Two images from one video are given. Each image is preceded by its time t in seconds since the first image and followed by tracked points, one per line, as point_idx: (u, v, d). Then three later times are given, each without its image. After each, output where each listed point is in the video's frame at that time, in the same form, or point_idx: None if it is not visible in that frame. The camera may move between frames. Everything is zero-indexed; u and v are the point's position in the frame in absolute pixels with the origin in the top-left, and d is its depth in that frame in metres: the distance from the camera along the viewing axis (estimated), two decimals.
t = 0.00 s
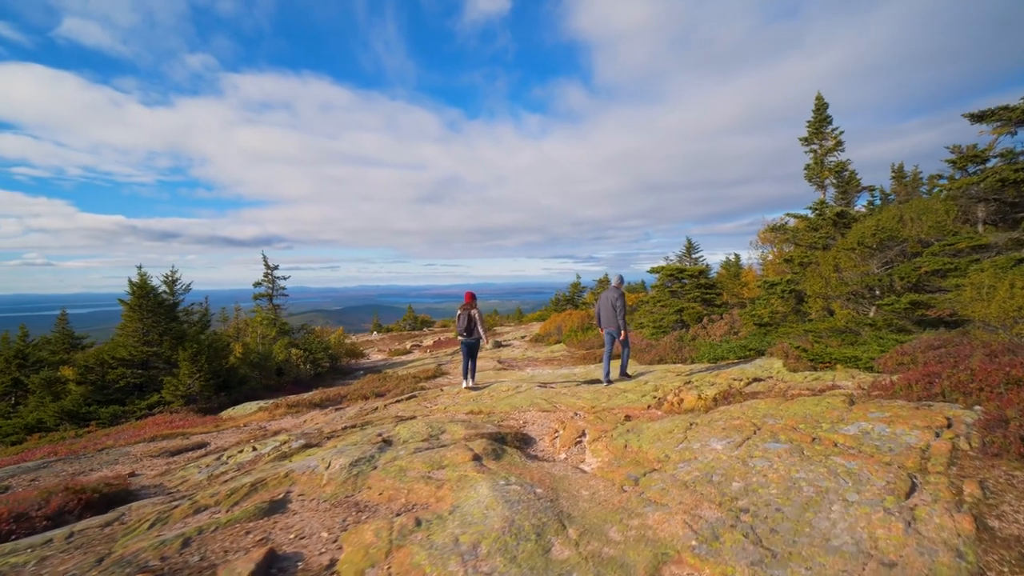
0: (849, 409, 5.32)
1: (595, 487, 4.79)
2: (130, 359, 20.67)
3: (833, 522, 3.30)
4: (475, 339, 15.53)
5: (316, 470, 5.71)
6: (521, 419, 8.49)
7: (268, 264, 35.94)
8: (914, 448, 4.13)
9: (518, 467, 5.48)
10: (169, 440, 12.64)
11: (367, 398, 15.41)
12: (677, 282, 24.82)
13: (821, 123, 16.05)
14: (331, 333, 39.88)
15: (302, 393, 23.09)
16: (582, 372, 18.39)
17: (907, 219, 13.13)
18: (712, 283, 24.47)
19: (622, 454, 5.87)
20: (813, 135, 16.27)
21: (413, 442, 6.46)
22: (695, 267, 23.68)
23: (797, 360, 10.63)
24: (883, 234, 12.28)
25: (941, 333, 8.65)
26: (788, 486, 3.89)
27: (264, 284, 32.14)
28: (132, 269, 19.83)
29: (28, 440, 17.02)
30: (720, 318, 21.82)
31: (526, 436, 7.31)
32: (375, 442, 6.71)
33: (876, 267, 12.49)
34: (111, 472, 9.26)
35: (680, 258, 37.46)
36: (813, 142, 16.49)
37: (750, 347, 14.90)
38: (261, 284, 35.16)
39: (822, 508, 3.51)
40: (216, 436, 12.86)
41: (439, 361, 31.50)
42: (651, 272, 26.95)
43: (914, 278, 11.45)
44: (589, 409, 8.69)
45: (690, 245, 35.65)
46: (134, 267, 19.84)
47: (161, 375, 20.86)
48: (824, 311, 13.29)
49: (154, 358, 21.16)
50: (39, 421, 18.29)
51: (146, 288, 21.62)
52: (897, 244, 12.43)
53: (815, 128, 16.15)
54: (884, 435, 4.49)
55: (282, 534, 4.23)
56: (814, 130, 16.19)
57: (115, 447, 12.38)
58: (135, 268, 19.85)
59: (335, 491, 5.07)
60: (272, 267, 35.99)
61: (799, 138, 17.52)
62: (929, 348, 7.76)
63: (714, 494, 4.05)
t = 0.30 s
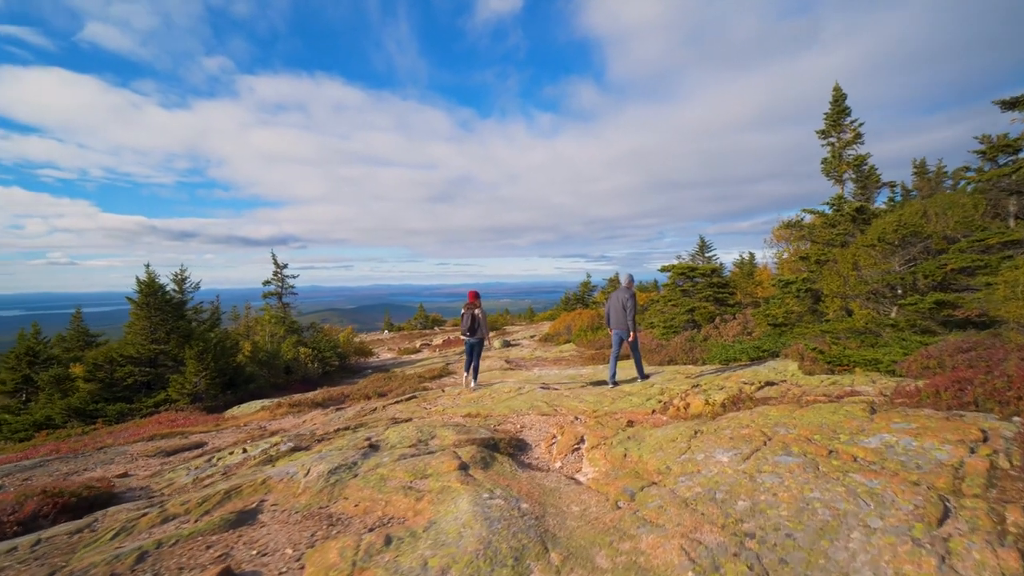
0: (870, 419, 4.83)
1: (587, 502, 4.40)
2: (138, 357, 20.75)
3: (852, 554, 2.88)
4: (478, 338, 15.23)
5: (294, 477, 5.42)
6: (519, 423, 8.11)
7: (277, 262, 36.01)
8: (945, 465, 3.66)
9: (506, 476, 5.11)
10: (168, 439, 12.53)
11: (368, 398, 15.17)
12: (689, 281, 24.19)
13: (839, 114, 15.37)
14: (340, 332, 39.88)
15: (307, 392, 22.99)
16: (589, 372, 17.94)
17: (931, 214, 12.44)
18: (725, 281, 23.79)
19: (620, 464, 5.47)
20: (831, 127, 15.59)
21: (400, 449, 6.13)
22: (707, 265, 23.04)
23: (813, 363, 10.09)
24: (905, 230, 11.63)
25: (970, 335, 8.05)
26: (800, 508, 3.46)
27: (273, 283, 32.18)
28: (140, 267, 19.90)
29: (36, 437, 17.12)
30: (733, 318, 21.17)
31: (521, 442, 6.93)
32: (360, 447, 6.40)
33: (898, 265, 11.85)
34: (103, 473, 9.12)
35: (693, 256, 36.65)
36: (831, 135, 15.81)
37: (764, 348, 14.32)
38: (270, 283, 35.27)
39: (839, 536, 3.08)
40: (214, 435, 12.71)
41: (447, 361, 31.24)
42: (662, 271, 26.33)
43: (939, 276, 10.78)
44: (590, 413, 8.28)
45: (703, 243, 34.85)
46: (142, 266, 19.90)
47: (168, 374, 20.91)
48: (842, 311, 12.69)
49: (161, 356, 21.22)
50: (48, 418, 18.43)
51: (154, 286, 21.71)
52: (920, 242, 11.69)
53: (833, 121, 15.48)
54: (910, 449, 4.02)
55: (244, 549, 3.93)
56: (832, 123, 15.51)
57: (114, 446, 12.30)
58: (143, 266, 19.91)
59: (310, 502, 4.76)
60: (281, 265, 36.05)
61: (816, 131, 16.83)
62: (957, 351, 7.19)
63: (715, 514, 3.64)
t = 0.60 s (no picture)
0: (897, 430, 4.32)
1: (576, 519, 3.99)
2: (150, 354, 20.88)
3: None
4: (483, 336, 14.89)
5: (270, 484, 5.11)
6: (517, 426, 7.71)
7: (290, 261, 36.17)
8: (987, 487, 3.16)
9: (492, 487, 4.72)
10: (170, 437, 12.43)
11: (372, 398, 14.92)
12: (704, 279, 23.46)
13: (863, 103, 14.60)
14: (353, 330, 39.95)
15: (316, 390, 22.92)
16: (599, 373, 17.44)
17: (964, 207, 11.65)
18: (742, 280, 23.01)
19: (619, 475, 5.04)
20: (855, 117, 14.82)
21: (386, 454, 5.80)
22: (723, 262, 22.30)
23: (834, 365, 9.49)
24: (935, 224, 10.89)
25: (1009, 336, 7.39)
26: (816, 536, 3.01)
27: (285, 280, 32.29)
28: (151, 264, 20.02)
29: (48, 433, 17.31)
30: (750, 317, 20.43)
31: (517, 448, 6.53)
32: (345, 451, 6.08)
33: (928, 262, 11.12)
34: (98, 472, 8.99)
35: (710, 254, 35.73)
36: (854, 125, 15.03)
37: (782, 350, 13.67)
38: (283, 281, 35.44)
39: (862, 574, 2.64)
40: (216, 434, 12.58)
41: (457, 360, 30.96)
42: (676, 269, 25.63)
43: (974, 273, 10.05)
44: (593, 417, 7.84)
45: (720, 241, 33.94)
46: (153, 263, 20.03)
47: (179, 370, 21.01)
48: (866, 311, 12.04)
49: (172, 353, 21.35)
50: (61, 414, 18.64)
51: (166, 284, 21.89)
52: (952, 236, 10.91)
53: (857, 110, 14.71)
54: (945, 468, 3.52)
55: (201, 566, 3.62)
56: (856, 112, 14.74)
57: (117, 443, 12.25)
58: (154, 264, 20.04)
59: (281, 512, 4.44)
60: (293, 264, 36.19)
61: (839, 122, 16.05)
62: (995, 355, 6.58)
63: (718, 539, 3.20)
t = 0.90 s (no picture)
0: (921, 446, 3.78)
1: (550, 545, 3.54)
2: (155, 352, 20.90)
3: None
4: (484, 334, 14.51)
5: (229, 495, 4.76)
6: (507, 432, 7.27)
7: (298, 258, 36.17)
8: None
9: (463, 503, 4.29)
10: (164, 436, 12.26)
11: (371, 398, 14.59)
12: (716, 277, 22.76)
13: (884, 91, 13.84)
14: (361, 328, 39.89)
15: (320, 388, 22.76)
16: (605, 373, 16.90)
17: (993, 198, 10.89)
18: (756, 278, 22.24)
19: (606, 491, 4.57)
20: (874, 106, 14.06)
21: (358, 462, 5.41)
22: (735, 259, 21.58)
23: (851, 368, 8.89)
24: (961, 217, 10.14)
25: None
26: None
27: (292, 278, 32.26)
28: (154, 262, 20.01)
29: (52, 430, 17.36)
30: (763, 316, 19.70)
31: (503, 456, 6.10)
32: (317, 459, 5.70)
33: (953, 258, 10.40)
34: (81, 474, 8.78)
35: (723, 251, 34.83)
36: (874, 114, 14.27)
37: (795, 351, 13.05)
38: (291, 279, 35.46)
39: None
40: (210, 433, 12.37)
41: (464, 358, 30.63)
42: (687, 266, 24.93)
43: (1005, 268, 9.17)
44: (589, 423, 7.37)
45: (734, 238, 33.11)
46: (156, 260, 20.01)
47: (183, 368, 21.00)
48: (886, 311, 11.38)
49: (177, 351, 21.33)
50: (66, 411, 18.72)
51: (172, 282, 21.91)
52: (981, 230, 10.14)
53: (876, 98, 13.95)
54: (979, 496, 2.99)
55: None
56: (876, 100, 13.98)
57: (111, 442, 12.11)
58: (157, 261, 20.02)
59: (231, 529, 4.06)
60: (301, 262, 36.18)
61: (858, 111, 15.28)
62: None
63: None
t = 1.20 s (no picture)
0: (937, 466, 3.36)
1: (515, 575, 3.20)
2: (154, 349, 20.81)
3: None
4: (483, 333, 14.17)
5: (184, 507, 4.45)
6: (494, 437, 6.91)
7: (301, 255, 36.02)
8: None
9: (429, 521, 3.95)
10: (154, 435, 12.05)
11: (365, 397, 14.31)
12: (722, 273, 22.21)
13: (897, 80, 13.24)
14: (365, 325, 39.73)
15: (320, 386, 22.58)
16: (606, 373, 16.48)
17: (1014, 191, 10.30)
18: (763, 274, 21.66)
19: (587, 508, 4.20)
20: (887, 95, 13.46)
21: (327, 472, 5.09)
22: (742, 256, 21.02)
23: (860, 370, 8.43)
24: (980, 211, 9.59)
25: None
26: None
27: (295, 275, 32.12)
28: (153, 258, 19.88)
29: (50, 427, 17.31)
30: (770, 314, 19.15)
31: (484, 465, 5.74)
32: (285, 468, 5.37)
33: (971, 254, 9.85)
34: (61, 476, 8.57)
35: (731, 247, 34.15)
36: (887, 104, 13.68)
37: (803, 351, 12.55)
38: (294, 276, 35.33)
39: None
40: (200, 433, 12.14)
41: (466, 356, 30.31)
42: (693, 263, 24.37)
43: None
44: (580, 428, 6.98)
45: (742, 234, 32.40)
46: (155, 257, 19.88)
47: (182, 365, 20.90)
48: (900, 310, 10.90)
49: (176, 348, 21.23)
50: (65, 408, 18.68)
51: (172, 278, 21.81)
52: (1001, 224, 9.55)
53: (890, 87, 13.36)
54: (1004, 530, 2.58)
55: None
56: (889, 89, 13.38)
57: (100, 441, 11.93)
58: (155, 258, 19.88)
59: (175, 548, 3.75)
60: (304, 258, 36.03)
61: (870, 101, 14.67)
62: None
63: None
